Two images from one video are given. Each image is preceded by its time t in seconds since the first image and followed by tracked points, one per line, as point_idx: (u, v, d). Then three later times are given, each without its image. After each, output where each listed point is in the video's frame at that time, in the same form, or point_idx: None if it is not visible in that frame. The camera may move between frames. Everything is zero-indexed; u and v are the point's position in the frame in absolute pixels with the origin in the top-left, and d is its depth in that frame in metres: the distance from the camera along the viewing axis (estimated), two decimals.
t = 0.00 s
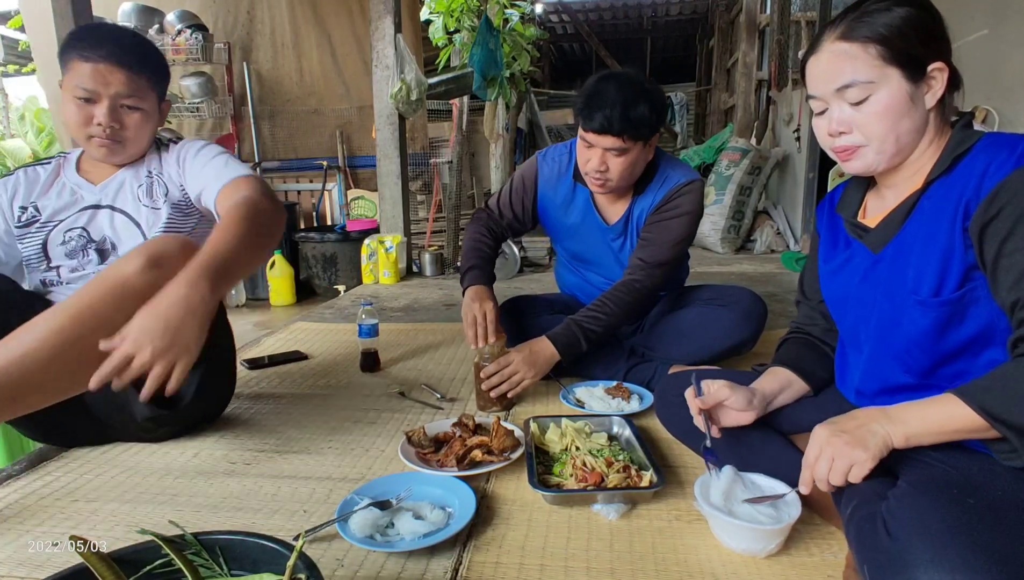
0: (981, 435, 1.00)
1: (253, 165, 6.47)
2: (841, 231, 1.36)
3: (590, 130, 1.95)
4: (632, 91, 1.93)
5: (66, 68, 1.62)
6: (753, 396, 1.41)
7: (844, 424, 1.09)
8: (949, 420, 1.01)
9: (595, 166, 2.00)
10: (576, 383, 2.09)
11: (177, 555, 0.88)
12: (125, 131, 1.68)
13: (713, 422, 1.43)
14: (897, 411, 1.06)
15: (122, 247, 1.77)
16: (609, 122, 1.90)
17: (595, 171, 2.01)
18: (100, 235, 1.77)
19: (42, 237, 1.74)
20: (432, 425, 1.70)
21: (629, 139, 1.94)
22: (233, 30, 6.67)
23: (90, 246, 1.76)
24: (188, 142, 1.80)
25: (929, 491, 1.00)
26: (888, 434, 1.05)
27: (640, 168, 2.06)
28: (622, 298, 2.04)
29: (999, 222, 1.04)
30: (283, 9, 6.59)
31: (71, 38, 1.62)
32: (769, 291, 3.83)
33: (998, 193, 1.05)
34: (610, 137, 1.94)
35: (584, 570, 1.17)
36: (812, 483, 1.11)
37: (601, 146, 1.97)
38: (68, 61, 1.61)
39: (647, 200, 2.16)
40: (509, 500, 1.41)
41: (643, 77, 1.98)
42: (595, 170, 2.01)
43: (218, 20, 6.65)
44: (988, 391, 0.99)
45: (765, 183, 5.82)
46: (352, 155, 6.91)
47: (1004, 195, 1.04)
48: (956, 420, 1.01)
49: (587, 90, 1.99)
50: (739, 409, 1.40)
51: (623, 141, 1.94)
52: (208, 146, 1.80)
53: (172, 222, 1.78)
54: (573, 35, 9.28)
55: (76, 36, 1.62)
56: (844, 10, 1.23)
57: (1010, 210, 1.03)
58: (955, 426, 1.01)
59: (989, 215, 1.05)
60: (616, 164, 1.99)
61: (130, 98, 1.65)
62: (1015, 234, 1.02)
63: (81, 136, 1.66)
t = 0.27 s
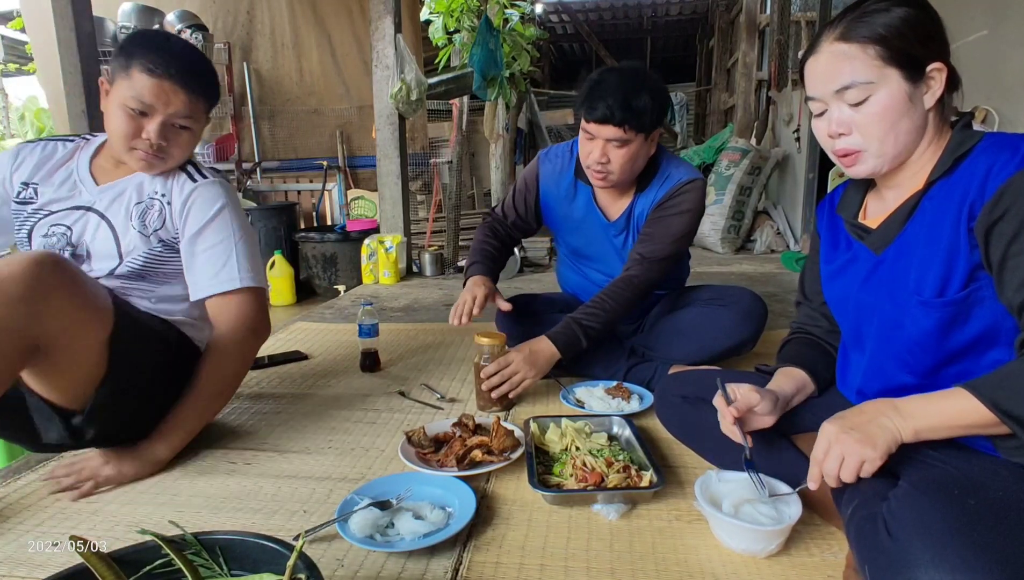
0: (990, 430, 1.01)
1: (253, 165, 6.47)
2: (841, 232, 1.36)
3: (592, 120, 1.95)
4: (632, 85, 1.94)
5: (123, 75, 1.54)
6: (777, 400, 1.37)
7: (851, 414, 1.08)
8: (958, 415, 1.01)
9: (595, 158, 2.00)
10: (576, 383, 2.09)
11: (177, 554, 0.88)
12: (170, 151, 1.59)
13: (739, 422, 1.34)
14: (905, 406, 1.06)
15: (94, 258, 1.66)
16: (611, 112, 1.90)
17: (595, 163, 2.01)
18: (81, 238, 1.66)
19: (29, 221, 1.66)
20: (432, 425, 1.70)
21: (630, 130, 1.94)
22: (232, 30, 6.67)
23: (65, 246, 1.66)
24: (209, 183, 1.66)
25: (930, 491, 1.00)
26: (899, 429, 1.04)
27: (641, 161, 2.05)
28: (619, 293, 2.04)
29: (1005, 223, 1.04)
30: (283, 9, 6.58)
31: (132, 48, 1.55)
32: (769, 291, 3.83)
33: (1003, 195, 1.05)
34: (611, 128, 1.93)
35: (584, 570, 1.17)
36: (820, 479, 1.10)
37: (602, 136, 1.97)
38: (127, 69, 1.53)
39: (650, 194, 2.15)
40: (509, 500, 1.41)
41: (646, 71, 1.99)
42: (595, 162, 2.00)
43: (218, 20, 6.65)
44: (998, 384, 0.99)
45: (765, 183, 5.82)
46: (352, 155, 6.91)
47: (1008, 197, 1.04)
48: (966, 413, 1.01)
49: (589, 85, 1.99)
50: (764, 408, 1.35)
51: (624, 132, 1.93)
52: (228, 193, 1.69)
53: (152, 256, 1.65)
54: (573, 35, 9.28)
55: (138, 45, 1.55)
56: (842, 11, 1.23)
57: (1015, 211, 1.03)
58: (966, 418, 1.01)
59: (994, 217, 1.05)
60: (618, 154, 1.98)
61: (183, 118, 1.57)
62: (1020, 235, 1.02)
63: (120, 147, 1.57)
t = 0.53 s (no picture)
0: (969, 438, 1.00)
1: (253, 164, 6.46)
2: (841, 232, 1.36)
3: (584, 131, 1.95)
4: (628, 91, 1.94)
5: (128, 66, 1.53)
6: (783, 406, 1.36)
7: (827, 434, 1.09)
8: (935, 425, 1.01)
9: (591, 168, 2.00)
10: (576, 383, 2.09)
11: (178, 555, 0.88)
12: (157, 144, 1.54)
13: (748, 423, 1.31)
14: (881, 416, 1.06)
15: (62, 237, 1.64)
16: (603, 123, 1.90)
17: (591, 172, 2.01)
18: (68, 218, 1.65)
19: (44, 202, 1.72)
20: (432, 425, 1.71)
21: (624, 140, 1.94)
22: (233, 30, 6.67)
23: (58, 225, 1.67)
24: (185, 177, 1.53)
25: (930, 491, 1.00)
26: (875, 441, 1.04)
27: (637, 168, 2.05)
28: (620, 296, 2.04)
29: (994, 223, 1.03)
30: (283, 9, 6.59)
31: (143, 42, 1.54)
32: (769, 291, 3.83)
33: (994, 194, 1.04)
34: (604, 139, 1.94)
35: (584, 570, 1.17)
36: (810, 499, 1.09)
37: (596, 147, 1.97)
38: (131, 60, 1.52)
39: (648, 200, 2.16)
40: (509, 500, 1.42)
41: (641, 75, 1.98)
42: (591, 172, 2.01)
43: (218, 21, 6.66)
44: (974, 393, 0.99)
45: (765, 182, 5.82)
46: (352, 156, 6.91)
47: (998, 196, 1.03)
48: (941, 424, 1.01)
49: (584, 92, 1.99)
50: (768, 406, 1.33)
51: (617, 142, 1.94)
52: (207, 194, 1.55)
53: (106, 240, 1.59)
54: (573, 35, 9.28)
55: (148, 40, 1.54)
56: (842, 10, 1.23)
57: (1005, 212, 1.02)
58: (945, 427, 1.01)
59: (985, 215, 1.05)
60: (613, 164, 1.98)
61: (172, 112, 1.51)
62: (1008, 235, 1.01)
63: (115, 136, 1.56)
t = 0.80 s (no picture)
0: (970, 435, 0.99)
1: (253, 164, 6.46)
2: (839, 234, 1.36)
3: (575, 144, 1.95)
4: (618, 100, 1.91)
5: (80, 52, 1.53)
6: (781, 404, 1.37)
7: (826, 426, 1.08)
8: (939, 421, 1.00)
9: (587, 177, 2.01)
10: (576, 384, 2.09)
11: (178, 555, 0.88)
12: (110, 121, 1.51)
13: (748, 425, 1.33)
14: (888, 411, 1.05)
15: (58, 245, 1.62)
16: (593, 137, 1.89)
17: (587, 181, 2.02)
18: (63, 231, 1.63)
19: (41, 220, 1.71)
20: (432, 425, 1.71)
21: (615, 150, 1.93)
22: (233, 30, 6.67)
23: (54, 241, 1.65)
24: (165, 167, 1.51)
25: (930, 491, 1.00)
26: (875, 435, 1.03)
27: (634, 173, 2.04)
28: (623, 299, 2.04)
29: (988, 222, 1.03)
30: (283, 9, 6.59)
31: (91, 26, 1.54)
32: (769, 291, 3.83)
33: (987, 195, 1.04)
34: (595, 151, 1.94)
35: (584, 570, 1.17)
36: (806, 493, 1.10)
37: (588, 158, 1.97)
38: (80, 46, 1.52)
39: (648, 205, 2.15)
40: (509, 500, 1.42)
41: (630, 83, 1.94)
42: (588, 181, 2.02)
43: (218, 20, 6.66)
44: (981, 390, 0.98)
45: (765, 182, 5.81)
46: (352, 156, 6.91)
47: (991, 197, 1.03)
48: (940, 425, 1.01)
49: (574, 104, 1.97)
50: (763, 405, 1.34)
51: (608, 153, 1.93)
52: (191, 188, 1.53)
53: (103, 243, 1.56)
54: (573, 35, 9.28)
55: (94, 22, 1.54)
56: (828, 18, 1.23)
57: (998, 210, 1.02)
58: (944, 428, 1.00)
59: (978, 216, 1.05)
60: (608, 173, 1.98)
61: (114, 84, 1.48)
62: (1002, 233, 1.01)
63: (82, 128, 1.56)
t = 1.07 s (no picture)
0: (964, 420, 0.98)
1: (253, 164, 6.46)
2: (835, 235, 1.36)
3: (585, 113, 1.97)
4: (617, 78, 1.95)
5: None
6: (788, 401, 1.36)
7: (817, 414, 1.08)
8: (934, 405, 0.99)
9: (594, 150, 2.01)
10: (576, 384, 2.09)
11: (178, 555, 0.88)
12: None
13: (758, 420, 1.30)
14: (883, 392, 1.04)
15: (7, 259, 1.53)
16: (604, 104, 1.92)
17: (594, 155, 2.02)
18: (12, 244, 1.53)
19: None
20: (432, 425, 1.71)
21: (624, 119, 1.95)
22: (233, 30, 6.67)
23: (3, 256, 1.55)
24: (105, 161, 1.44)
25: (929, 490, 1.00)
26: (866, 416, 1.03)
27: (641, 151, 2.05)
28: (617, 288, 2.03)
29: (984, 220, 1.03)
30: (283, 9, 6.59)
31: None
32: (769, 291, 3.83)
33: (981, 192, 1.04)
34: (604, 119, 1.95)
35: (584, 570, 1.16)
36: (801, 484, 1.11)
37: (597, 129, 1.98)
38: None
39: (649, 192, 2.17)
40: (509, 500, 1.42)
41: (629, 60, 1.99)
42: (594, 154, 2.02)
43: (218, 20, 6.66)
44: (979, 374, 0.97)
45: (765, 182, 5.81)
46: (352, 156, 6.91)
47: (985, 194, 1.04)
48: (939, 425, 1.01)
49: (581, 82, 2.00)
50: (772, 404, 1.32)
51: (618, 121, 1.94)
52: (138, 171, 1.47)
53: (58, 249, 1.49)
54: (573, 35, 9.28)
55: None
56: (816, 25, 1.24)
57: (993, 208, 1.02)
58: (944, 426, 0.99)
59: (973, 214, 1.05)
60: (614, 148, 1.99)
61: None
62: (998, 230, 1.01)
63: None
